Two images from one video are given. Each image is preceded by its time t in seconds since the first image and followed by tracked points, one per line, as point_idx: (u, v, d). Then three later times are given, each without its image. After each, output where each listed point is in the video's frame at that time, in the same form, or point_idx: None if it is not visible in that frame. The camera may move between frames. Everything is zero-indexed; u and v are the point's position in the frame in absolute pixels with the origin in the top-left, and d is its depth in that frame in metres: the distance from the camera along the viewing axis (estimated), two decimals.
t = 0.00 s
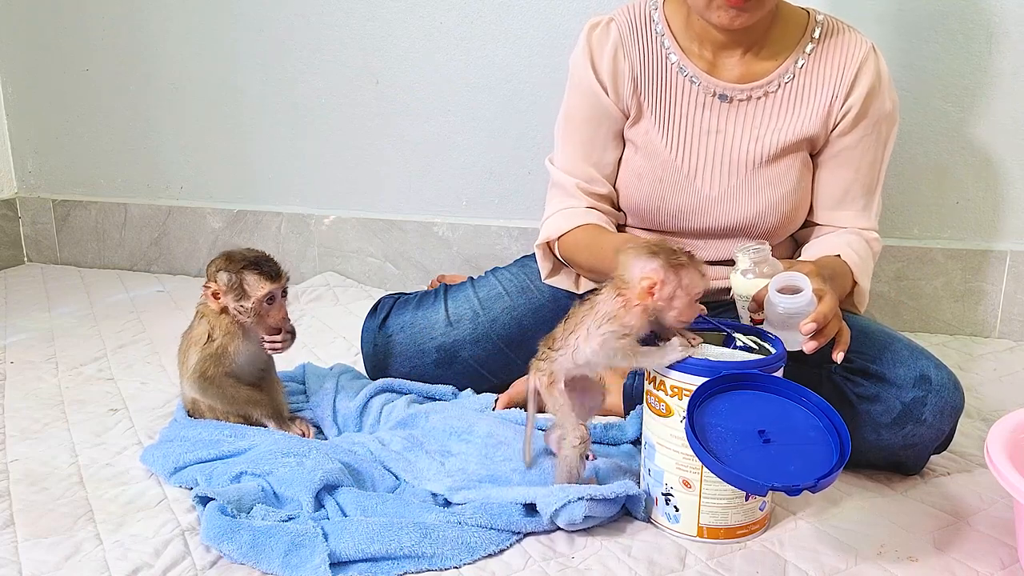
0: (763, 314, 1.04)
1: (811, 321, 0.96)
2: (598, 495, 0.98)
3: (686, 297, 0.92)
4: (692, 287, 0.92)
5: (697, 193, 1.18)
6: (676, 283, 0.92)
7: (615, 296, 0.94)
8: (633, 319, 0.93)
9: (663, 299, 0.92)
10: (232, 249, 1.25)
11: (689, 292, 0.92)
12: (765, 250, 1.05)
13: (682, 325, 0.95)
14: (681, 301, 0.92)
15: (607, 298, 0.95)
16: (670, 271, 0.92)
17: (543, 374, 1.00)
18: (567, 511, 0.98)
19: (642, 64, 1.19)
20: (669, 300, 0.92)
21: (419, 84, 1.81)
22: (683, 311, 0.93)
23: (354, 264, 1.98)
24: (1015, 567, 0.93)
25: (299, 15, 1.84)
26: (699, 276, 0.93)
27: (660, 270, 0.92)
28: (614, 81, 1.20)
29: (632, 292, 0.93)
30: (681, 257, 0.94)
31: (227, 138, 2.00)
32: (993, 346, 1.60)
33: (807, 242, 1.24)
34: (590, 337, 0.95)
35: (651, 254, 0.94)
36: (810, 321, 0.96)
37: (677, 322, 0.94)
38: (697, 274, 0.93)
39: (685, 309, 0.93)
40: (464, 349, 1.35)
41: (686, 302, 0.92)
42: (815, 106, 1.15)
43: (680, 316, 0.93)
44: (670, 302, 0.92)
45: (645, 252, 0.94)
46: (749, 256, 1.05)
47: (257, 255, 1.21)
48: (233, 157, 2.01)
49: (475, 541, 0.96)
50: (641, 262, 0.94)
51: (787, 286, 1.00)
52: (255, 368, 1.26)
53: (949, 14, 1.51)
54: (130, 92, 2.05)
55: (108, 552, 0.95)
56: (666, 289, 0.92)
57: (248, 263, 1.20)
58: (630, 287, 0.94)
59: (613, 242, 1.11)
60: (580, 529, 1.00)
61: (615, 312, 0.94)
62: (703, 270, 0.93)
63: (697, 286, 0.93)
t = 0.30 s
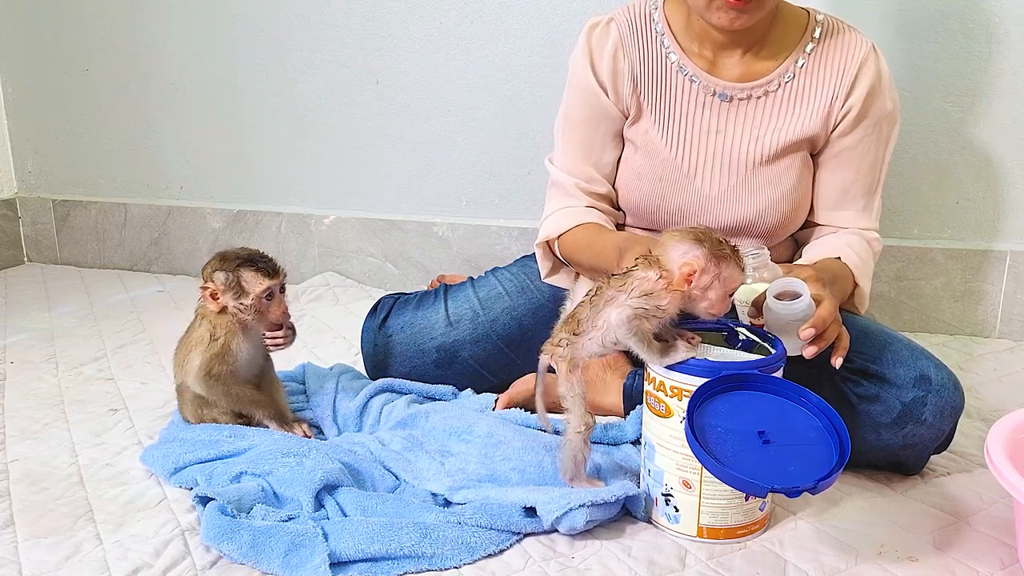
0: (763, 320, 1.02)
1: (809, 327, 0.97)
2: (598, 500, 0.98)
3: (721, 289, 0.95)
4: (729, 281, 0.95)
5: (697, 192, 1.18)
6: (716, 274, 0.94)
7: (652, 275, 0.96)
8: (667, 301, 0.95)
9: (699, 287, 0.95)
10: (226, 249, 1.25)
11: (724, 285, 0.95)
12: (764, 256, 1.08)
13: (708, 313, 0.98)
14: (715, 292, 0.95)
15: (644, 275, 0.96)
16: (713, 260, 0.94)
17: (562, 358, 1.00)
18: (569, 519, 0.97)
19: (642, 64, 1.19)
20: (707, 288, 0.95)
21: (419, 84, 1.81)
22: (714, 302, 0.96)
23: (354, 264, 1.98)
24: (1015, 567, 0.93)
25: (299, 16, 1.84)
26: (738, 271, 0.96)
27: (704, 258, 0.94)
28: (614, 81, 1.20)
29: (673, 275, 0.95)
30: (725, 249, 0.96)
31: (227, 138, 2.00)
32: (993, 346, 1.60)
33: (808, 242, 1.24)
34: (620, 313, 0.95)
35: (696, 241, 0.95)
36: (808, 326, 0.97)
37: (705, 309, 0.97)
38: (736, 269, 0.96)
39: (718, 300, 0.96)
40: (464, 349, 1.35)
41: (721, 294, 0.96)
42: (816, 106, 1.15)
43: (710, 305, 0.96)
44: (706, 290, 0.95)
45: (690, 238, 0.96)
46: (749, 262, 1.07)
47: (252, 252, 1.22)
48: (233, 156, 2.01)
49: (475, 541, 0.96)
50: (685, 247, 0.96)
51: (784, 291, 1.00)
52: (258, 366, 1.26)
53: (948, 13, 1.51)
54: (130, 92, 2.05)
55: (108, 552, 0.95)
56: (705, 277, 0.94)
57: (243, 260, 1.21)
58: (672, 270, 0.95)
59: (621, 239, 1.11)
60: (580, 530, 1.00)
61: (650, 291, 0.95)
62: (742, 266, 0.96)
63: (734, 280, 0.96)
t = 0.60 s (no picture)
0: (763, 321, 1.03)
1: (810, 329, 0.97)
2: (598, 500, 0.98)
3: (717, 296, 0.94)
4: (725, 288, 0.94)
5: (698, 193, 1.18)
6: (712, 281, 0.94)
7: (648, 279, 0.95)
8: (663, 306, 0.94)
9: (696, 293, 0.94)
10: (238, 251, 1.25)
11: (721, 292, 0.94)
12: (766, 257, 1.06)
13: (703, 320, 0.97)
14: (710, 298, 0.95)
15: (639, 278, 0.95)
16: (710, 267, 0.93)
17: (555, 355, 1.00)
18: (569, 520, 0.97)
19: (643, 64, 1.19)
20: (702, 294, 0.94)
21: (419, 84, 1.81)
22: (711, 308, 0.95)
23: (354, 264, 1.98)
24: (1015, 567, 0.93)
25: (299, 16, 1.84)
26: (734, 279, 0.95)
27: (700, 264, 0.93)
28: (615, 81, 1.20)
29: (669, 280, 0.94)
30: (722, 256, 0.95)
31: (227, 138, 2.00)
32: (993, 346, 1.60)
33: (808, 243, 1.24)
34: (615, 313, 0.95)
35: (693, 247, 0.95)
36: (809, 328, 0.97)
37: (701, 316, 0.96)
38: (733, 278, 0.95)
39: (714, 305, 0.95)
40: (464, 349, 1.35)
41: (717, 301, 0.95)
42: (818, 106, 1.15)
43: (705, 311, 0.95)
44: (702, 296, 0.94)
45: (688, 244, 0.95)
46: (750, 264, 1.06)
47: (262, 256, 1.22)
48: (233, 157, 2.01)
49: (475, 541, 0.96)
50: (682, 253, 0.95)
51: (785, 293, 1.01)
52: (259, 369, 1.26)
53: (949, 14, 1.51)
54: (130, 92, 2.05)
55: (108, 552, 0.95)
56: (701, 283, 0.93)
57: (253, 264, 1.21)
58: (668, 275, 0.94)
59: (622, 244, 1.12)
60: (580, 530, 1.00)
61: (646, 295, 0.94)
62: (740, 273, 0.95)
63: (730, 288, 0.95)
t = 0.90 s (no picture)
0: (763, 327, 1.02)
1: (811, 333, 0.97)
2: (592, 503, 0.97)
3: (593, 336, 0.97)
4: (597, 328, 0.96)
5: (698, 194, 1.18)
6: (579, 323, 0.97)
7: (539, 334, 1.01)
8: (562, 359, 0.98)
9: (571, 337, 0.98)
10: (236, 252, 1.25)
11: (638, 298, 1.02)
12: (765, 261, 1.07)
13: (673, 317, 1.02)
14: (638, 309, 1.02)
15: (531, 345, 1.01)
16: (570, 312, 0.97)
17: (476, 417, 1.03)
18: (560, 519, 0.97)
19: (644, 64, 1.19)
20: (575, 338, 0.97)
21: (419, 84, 1.81)
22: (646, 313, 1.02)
23: (354, 264, 1.98)
24: (1015, 567, 0.93)
25: (299, 16, 1.84)
26: (604, 317, 0.97)
27: (564, 311, 0.98)
28: (616, 82, 1.20)
29: (544, 335, 1.00)
30: (589, 297, 0.98)
31: (227, 138, 2.00)
32: (993, 346, 1.60)
33: (808, 243, 1.24)
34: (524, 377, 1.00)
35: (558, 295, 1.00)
36: (811, 332, 0.97)
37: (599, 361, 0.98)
38: (602, 313, 0.97)
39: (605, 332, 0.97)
40: (464, 349, 1.35)
41: (594, 341, 0.97)
42: (818, 107, 1.15)
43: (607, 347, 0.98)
44: (578, 340, 0.97)
45: (559, 293, 1.00)
46: (750, 267, 1.06)
47: (260, 257, 1.22)
48: (233, 157, 2.01)
49: (475, 541, 0.96)
50: (554, 302, 1.00)
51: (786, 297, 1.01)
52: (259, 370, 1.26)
53: (948, 14, 1.51)
54: (130, 92, 2.05)
55: (108, 552, 0.95)
56: (570, 328, 0.98)
57: (251, 264, 1.21)
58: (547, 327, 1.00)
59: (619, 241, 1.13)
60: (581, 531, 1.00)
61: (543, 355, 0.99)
62: (609, 310, 0.97)
63: (603, 326, 0.96)
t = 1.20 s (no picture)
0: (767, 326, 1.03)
1: (812, 330, 0.97)
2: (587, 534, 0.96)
3: (584, 407, 1.00)
4: (590, 397, 1.01)
5: (698, 194, 1.18)
6: (568, 398, 1.00)
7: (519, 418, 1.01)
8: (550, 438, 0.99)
9: (563, 414, 0.99)
10: (232, 252, 1.24)
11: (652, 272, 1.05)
12: (762, 262, 1.05)
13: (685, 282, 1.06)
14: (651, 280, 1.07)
15: (508, 423, 1.01)
16: (561, 387, 1.00)
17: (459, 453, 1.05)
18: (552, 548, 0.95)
19: (644, 64, 1.19)
20: (569, 413, 0.99)
21: (419, 84, 1.81)
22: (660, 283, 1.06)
23: (354, 264, 1.98)
24: (1015, 567, 0.93)
25: (299, 16, 1.84)
26: (594, 384, 1.01)
27: (550, 391, 1.00)
28: (616, 81, 1.20)
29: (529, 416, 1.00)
30: (571, 373, 1.02)
31: (227, 138, 2.00)
32: (993, 346, 1.60)
33: (808, 242, 1.24)
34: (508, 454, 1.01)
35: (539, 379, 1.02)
36: (812, 329, 0.97)
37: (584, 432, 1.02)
38: (588, 384, 1.01)
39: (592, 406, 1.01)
40: (464, 349, 1.35)
41: (586, 412, 1.01)
42: (818, 106, 1.15)
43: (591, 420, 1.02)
44: (570, 414, 1.00)
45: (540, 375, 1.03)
46: (747, 270, 1.04)
47: (256, 257, 1.21)
48: (233, 157, 2.01)
49: (475, 542, 0.96)
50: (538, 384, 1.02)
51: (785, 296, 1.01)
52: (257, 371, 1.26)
53: (948, 14, 1.51)
54: (130, 92, 2.05)
55: (108, 552, 0.95)
56: (561, 405, 0.99)
57: (246, 266, 1.21)
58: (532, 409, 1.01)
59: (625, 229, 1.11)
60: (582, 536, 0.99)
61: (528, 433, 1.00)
62: (597, 378, 1.02)
63: (595, 394, 1.01)
